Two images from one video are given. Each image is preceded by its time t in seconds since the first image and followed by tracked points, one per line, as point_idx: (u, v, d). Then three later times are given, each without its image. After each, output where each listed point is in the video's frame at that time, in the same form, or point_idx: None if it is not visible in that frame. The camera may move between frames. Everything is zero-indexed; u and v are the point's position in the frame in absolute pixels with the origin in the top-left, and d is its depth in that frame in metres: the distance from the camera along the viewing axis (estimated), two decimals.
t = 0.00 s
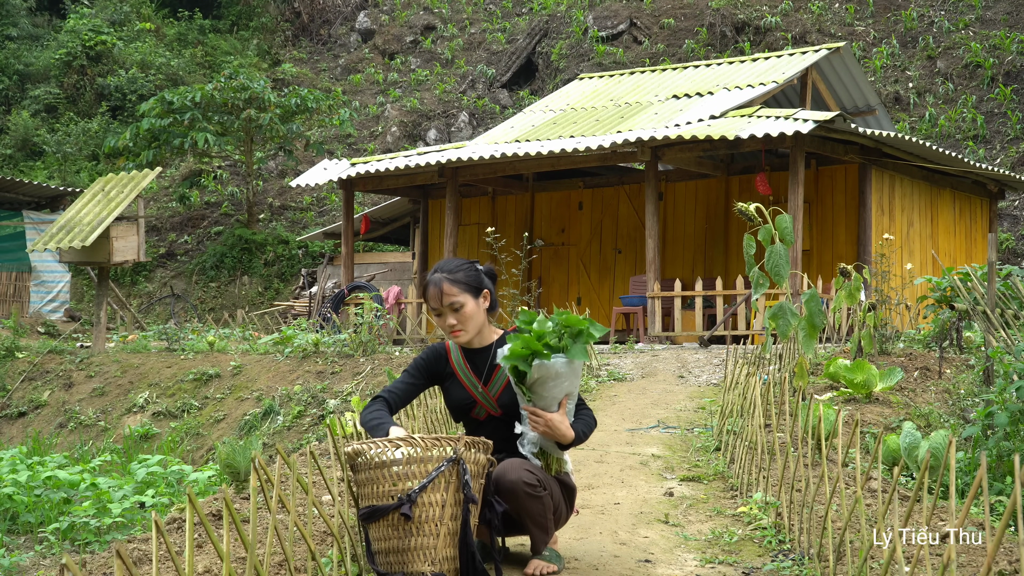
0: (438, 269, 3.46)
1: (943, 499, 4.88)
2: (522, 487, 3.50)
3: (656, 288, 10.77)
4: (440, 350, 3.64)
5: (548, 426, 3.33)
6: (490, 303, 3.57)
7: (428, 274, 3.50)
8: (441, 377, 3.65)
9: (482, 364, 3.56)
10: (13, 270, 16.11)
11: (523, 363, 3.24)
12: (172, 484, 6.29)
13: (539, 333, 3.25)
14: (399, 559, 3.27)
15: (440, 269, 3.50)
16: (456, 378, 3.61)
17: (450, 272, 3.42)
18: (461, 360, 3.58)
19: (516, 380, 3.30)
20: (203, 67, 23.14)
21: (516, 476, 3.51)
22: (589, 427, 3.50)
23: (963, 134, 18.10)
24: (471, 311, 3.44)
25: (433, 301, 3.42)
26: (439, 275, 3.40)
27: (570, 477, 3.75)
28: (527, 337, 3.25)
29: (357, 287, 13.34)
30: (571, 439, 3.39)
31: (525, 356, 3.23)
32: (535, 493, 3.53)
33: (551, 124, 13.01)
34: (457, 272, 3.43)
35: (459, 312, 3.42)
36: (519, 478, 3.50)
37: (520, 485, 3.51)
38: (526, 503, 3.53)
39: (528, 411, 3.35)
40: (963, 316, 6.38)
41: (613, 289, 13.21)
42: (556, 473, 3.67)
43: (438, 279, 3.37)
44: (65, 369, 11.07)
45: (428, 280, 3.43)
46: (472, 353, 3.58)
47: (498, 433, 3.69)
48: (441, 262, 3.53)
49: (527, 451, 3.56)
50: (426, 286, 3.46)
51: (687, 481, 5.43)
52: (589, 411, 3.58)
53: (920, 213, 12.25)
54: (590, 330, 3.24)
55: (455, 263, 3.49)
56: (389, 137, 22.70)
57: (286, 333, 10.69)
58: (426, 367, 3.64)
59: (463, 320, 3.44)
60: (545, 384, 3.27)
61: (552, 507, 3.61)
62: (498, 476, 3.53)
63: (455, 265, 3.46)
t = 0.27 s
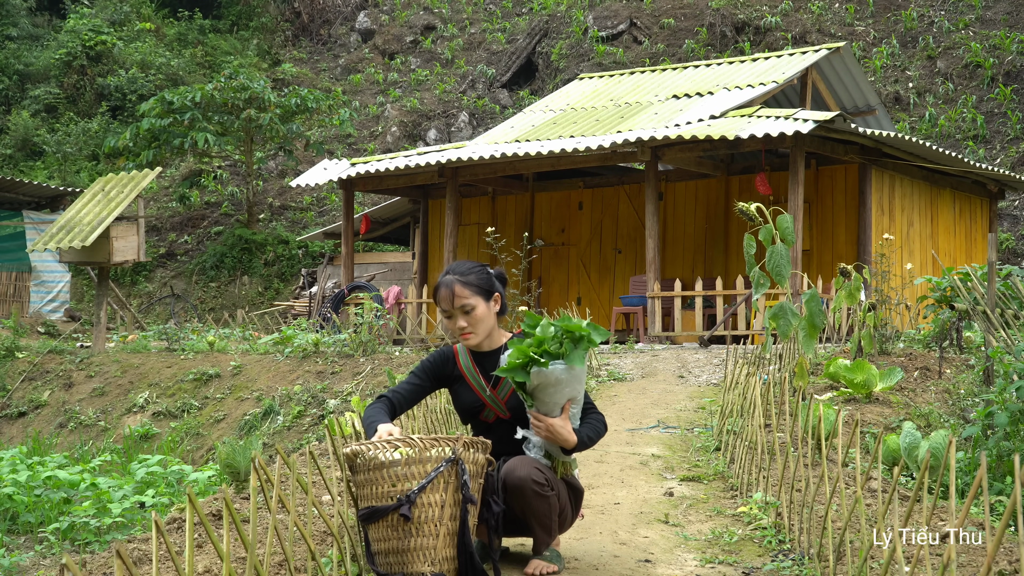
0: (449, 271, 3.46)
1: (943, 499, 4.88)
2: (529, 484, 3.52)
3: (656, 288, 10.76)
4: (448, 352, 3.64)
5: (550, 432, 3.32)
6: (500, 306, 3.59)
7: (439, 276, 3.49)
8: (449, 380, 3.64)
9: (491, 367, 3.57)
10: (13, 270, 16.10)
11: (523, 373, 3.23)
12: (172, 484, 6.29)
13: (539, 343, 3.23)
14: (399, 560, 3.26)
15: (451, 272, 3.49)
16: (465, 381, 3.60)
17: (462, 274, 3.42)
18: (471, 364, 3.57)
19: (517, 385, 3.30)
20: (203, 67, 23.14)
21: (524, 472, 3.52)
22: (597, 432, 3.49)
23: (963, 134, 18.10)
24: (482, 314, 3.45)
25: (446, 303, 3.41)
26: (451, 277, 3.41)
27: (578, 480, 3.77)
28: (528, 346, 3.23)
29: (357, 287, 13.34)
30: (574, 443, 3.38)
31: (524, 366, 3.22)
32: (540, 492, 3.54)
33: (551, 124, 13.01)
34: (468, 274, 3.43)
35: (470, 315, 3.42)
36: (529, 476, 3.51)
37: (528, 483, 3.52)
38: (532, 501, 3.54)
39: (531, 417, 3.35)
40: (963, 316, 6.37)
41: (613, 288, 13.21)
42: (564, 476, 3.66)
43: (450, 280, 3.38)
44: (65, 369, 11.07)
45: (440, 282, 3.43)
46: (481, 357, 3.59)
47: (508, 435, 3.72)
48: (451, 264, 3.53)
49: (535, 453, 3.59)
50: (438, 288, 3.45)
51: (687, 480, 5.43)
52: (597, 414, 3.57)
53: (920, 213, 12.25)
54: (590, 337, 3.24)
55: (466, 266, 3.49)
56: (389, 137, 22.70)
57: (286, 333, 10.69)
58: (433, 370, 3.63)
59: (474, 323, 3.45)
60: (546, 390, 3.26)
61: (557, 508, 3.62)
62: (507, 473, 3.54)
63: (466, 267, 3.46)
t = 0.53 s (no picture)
0: (452, 273, 3.45)
1: (943, 499, 4.88)
2: (529, 487, 3.50)
3: (656, 288, 10.76)
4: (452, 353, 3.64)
5: (550, 436, 3.32)
6: (504, 307, 3.57)
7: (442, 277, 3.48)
8: (453, 379, 3.64)
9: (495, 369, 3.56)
10: (13, 271, 16.09)
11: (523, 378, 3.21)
12: (172, 484, 6.29)
13: (539, 348, 3.21)
14: (399, 559, 3.26)
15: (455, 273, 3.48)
16: (469, 382, 3.60)
17: (465, 276, 3.41)
18: (475, 365, 3.56)
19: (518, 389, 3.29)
20: (203, 67, 23.13)
21: (524, 474, 3.50)
22: (598, 437, 3.48)
23: (963, 134, 18.10)
24: (484, 315, 3.43)
25: (448, 305, 3.41)
26: (453, 279, 3.40)
27: (580, 483, 3.76)
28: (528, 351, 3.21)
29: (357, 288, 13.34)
30: (575, 448, 3.37)
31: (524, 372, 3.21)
32: (539, 493, 3.52)
33: (551, 124, 13.01)
34: (471, 276, 3.42)
35: (472, 317, 3.41)
36: (530, 477, 3.49)
37: (528, 485, 3.50)
38: (533, 503, 3.53)
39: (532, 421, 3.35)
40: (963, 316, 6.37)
41: (613, 288, 13.21)
42: (567, 479, 3.66)
43: (452, 282, 3.37)
44: (65, 369, 11.08)
45: (443, 284, 3.42)
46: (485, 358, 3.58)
47: (512, 438, 3.71)
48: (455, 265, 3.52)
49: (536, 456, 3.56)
50: (440, 289, 3.45)
51: (687, 480, 5.43)
52: (600, 419, 3.57)
53: (920, 213, 12.25)
54: (593, 344, 3.20)
55: (469, 267, 3.48)
56: (390, 137, 22.69)
57: (286, 333, 10.69)
58: (438, 369, 3.63)
59: (476, 325, 3.43)
60: (546, 396, 3.25)
61: (558, 511, 3.61)
62: (508, 473, 3.53)
63: (469, 268, 3.45)
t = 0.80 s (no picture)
0: (450, 275, 3.43)
1: (943, 499, 4.88)
2: (529, 489, 3.50)
3: (656, 288, 10.76)
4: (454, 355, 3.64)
5: (550, 440, 3.34)
6: (504, 309, 3.54)
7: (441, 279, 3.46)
8: (454, 381, 3.65)
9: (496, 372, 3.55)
10: (13, 271, 16.09)
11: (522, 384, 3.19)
12: (172, 484, 6.29)
13: (538, 355, 3.17)
14: (399, 559, 3.26)
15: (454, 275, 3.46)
16: (469, 385, 3.61)
17: (462, 280, 3.39)
18: (476, 368, 3.56)
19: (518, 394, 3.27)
20: (203, 67, 23.13)
21: (524, 476, 3.50)
22: (599, 441, 3.48)
23: (963, 134, 18.10)
24: (481, 319, 3.41)
25: (445, 308, 3.39)
26: (450, 282, 3.38)
27: (580, 484, 3.76)
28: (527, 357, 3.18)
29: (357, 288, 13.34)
30: (574, 454, 3.38)
31: (523, 379, 3.19)
32: (540, 496, 3.52)
33: (551, 124, 13.01)
34: (468, 280, 3.39)
35: (469, 321, 3.39)
36: (531, 481, 3.49)
37: (529, 488, 3.50)
38: (534, 506, 3.53)
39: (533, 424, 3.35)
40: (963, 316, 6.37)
41: (613, 288, 13.21)
42: (567, 481, 3.65)
43: (448, 286, 3.35)
44: (65, 369, 11.08)
45: (440, 287, 3.40)
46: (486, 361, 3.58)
47: (513, 440, 3.71)
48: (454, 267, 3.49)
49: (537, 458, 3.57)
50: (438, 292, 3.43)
51: (687, 480, 5.43)
52: (602, 422, 3.57)
53: (920, 213, 12.25)
54: (594, 351, 3.15)
55: (468, 269, 3.45)
56: (390, 136, 22.69)
57: (286, 333, 10.69)
58: (440, 371, 3.64)
59: (474, 329, 3.42)
60: (546, 402, 3.24)
61: (559, 513, 3.61)
62: (509, 476, 3.52)
63: (467, 271, 3.42)
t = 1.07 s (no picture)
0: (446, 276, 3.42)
1: (943, 499, 4.88)
2: (530, 498, 3.51)
3: (656, 287, 10.76)
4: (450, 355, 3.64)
5: (542, 445, 3.33)
6: (499, 310, 3.54)
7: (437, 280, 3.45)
8: (451, 380, 3.65)
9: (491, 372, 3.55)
10: (13, 270, 16.09)
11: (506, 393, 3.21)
12: (172, 484, 6.29)
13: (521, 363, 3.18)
14: (398, 560, 3.26)
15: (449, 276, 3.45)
16: (465, 384, 3.61)
17: (457, 281, 3.38)
18: (470, 367, 3.56)
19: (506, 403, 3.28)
20: (203, 67, 23.12)
21: (526, 486, 3.51)
22: (597, 442, 3.48)
23: (963, 134, 18.10)
24: (477, 320, 3.41)
25: (441, 309, 3.39)
26: (446, 283, 3.37)
27: (581, 485, 3.76)
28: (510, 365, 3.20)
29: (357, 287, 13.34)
30: (568, 457, 3.37)
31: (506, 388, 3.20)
32: (541, 504, 3.53)
33: (551, 124, 13.01)
34: (463, 281, 3.38)
35: (465, 322, 3.39)
36: (531, 491, 3.50)
37: (530, 497, 3.51)
38: (535, 515, 3.54)
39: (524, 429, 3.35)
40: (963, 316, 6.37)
41: (613, 288, 13.21)
42: (566, 483, 3.65)
43: (444, 287, 3.34)
44: (65, 369, 11.08)
45: (436, 288, 3.39)
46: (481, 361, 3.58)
47: (512, 440, 3.71)
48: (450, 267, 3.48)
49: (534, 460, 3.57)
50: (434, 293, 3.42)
51: (687, 480, 5.43)
52: (603, 422, 3.57)
53: (920, 213, 12.25)
54: (577, 359, 3.18)
55: (463, 270, 3.44)
56: (390, 136, 22.69)
57: (286, 333, 10.69)
58: (437, 370, 3.64)
59: (470, 330, 3.41)
60: (534, 409, 3.23)
61: (560, 519, 3.62)
62: (510, 485, 3.53)
63: (462, 272, 3.41)
